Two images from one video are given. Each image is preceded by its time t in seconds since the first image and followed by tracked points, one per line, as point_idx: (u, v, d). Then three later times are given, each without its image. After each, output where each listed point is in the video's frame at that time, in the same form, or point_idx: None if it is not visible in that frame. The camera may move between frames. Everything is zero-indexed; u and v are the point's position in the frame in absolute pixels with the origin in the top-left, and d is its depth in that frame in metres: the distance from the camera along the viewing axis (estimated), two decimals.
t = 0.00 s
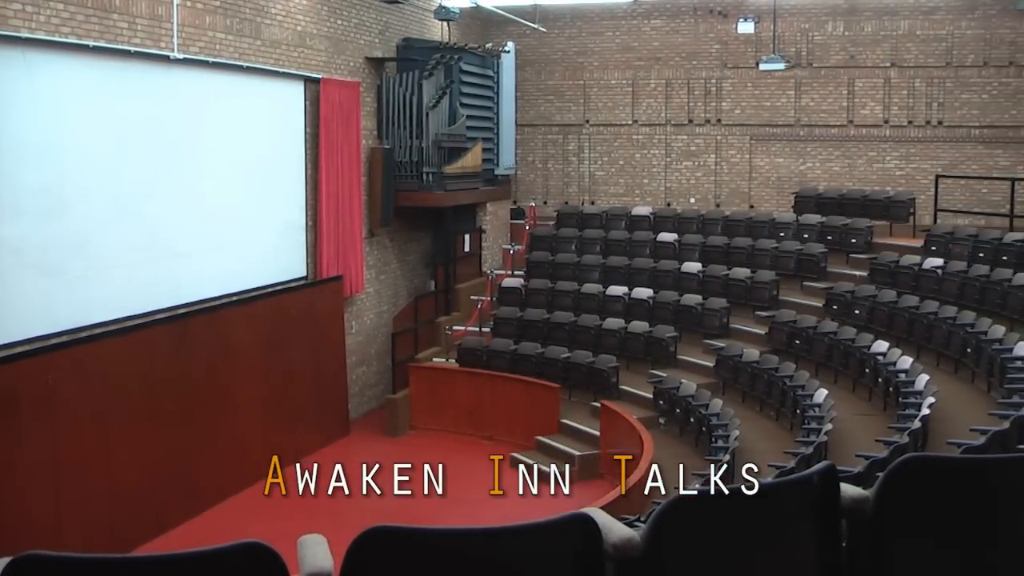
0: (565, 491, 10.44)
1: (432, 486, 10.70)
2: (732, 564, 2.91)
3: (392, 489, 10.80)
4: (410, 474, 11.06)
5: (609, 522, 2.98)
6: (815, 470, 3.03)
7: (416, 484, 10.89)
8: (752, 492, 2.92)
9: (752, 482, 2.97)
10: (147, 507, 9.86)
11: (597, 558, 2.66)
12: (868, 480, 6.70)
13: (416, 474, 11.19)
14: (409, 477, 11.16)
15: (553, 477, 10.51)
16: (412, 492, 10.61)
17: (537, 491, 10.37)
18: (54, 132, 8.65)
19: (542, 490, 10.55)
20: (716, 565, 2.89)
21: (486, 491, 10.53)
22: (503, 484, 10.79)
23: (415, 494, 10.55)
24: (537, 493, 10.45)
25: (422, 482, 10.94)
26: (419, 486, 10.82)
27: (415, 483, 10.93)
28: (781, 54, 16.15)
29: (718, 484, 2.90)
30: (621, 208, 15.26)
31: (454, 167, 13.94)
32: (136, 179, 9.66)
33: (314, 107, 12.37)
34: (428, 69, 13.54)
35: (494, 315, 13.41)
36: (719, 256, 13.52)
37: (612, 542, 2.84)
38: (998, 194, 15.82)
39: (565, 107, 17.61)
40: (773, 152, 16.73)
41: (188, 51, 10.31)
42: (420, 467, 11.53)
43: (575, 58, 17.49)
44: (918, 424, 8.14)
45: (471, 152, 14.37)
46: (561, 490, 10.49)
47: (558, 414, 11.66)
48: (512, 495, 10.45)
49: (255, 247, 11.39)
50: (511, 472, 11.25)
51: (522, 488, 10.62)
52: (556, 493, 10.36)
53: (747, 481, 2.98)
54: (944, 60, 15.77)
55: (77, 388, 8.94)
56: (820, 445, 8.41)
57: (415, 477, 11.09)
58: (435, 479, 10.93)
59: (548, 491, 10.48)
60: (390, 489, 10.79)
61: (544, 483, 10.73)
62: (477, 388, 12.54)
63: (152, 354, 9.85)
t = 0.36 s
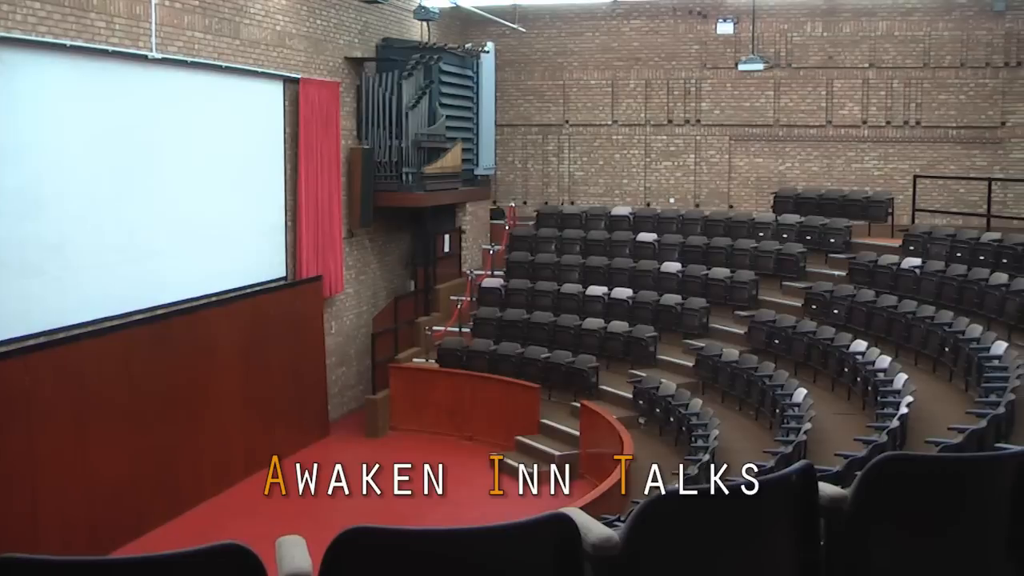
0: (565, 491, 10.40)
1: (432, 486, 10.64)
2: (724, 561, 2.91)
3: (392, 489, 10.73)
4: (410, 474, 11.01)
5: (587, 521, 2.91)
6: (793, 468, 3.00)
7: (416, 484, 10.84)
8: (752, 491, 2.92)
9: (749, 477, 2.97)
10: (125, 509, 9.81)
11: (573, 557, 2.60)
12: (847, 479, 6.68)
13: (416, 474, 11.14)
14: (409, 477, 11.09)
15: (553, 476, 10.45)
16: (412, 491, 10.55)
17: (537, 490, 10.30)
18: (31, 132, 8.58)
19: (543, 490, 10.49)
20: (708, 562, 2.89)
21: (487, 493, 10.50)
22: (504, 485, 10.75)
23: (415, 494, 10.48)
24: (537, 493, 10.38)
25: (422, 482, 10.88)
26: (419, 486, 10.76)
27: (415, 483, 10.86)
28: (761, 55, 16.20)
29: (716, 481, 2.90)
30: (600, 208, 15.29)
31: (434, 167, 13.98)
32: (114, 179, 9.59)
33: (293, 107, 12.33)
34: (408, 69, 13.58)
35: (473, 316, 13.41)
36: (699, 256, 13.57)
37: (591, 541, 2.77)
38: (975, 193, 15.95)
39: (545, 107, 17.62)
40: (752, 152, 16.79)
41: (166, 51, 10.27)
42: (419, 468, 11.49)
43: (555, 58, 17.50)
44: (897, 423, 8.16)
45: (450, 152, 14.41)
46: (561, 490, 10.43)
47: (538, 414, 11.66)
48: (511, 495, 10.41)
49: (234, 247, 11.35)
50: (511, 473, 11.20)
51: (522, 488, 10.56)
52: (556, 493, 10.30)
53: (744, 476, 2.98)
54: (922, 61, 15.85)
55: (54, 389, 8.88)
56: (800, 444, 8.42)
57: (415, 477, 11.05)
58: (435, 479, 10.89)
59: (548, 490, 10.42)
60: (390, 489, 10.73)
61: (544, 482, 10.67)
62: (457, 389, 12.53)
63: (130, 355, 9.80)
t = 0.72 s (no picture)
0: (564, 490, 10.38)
1: (432, 486, 10.65)
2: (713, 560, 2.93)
3: (392, 489, 10.70)
4: (410, 474, 10.99)
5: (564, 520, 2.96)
6: (770, 468, 3.02)
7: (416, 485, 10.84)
8: (752, 491, 2.97)
9: (747, 475, 3.02)
10: (104, 511, 9.76)
11: (552, 557, 2.62)
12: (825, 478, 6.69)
13: (416, 475, 11.13)
14: (408, 477, 11.07)
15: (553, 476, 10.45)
16: (412, 492, 10.53)
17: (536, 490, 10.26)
18: (6, 132, 8.49)
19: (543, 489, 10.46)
20: (699, 562, 2.92)
21: (487, 493, 10.46)
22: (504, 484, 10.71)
23: (415, 494, 10.46)
24: (537, 493, 10.33)
25: (421, 482, 10.87)
26: (419, 486, 10.74)
27: (415, 483, 10.84)
28: (738, 55, 16.26)
29: (716, 481, 2.93)
30: (579, 208, 15.32)
31: (412, 167, 14.01)
32: (89, 179, 9.51)
33: (272, 107, 12.30)
34: (386, 69, 13.59)
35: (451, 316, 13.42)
36: (676, 256, 13.60)
37: (569, 541, 2.81)
38: (951, 194, 16.04)
39: (523, 107, 17.64)
40: (730, 153, 16.85)
41: (142, 50, 10.21)
42: (420, 467, 11.49)
43: (533, 58, 17.50)
44: (874, 422, 8.20)
45: (428, 152, 14.44)
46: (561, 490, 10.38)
47: (516, 414, 11.68)
48: (511, 494, 10.36)
49: (211, 248, 11.31)
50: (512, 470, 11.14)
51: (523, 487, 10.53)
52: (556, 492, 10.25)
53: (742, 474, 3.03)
54: (898, 62, 15.94)
55: (31, 391, 8.81)
56: (779, 442, 8.44)
57: (415, 477, 11.05)
58: (435, 479, 10.88)
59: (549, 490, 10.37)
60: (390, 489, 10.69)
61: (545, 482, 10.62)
62: (436, 389, 12.54)
63: (108, 356, 9.74)
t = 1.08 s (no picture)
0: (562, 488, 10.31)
1: (432, 487, 10.66)
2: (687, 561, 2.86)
3: (392, 489, 10.69)
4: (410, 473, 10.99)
5: (541, 518, 2.93)
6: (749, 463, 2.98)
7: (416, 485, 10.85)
8: (751, 491, 2.94)
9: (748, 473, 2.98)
10: (79, 513, 9.67)
11: (532, 556, 2.57)
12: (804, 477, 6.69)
13: (416, 475, 11.14)
14: (408, 477, 11.09)
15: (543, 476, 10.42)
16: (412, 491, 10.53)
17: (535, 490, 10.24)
18: None
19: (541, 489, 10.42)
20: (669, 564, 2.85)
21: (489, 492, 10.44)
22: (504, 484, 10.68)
23: (415, 494, 10.47)
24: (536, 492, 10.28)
25: (421, 482, 10.89)
26: (419, 486, 10.76)
27: (415, 483, 10.86)
28: (715, 56, 16.32)
29: (717, 480, 2.88)
30: (556, 209, 15.36)
31: (389, 167, 14.02)
32: (66, 180, 9.43)
33: (248, 106, 12.24)
34: (363, 69, 13.60)
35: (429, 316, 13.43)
36: (654, 256, 13.65)
37: (545, 541, 2.77)
38: (927, 194, 16.14)
39: (501, 107, 17.64)
40: (707, 153, 16.91)
41: (118, 50, 10.15)
42: (420, 467, 11.51)
43: (511, 58, 17.51)
44: (851, 422, 8.22)
45: (406, 152, 14.46)
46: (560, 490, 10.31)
47: (494, 415, 11.69)
48: (512, 495, 10.31)
49: (187, 248, 11.25)
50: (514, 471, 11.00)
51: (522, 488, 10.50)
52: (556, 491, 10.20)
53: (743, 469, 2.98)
54: (874, 62, 16.02)
55: (7, 393, 8.72)
56: (756, 442, 8.44)
57: (415, 477, 11.08)
58: (435, 479, 10.89)
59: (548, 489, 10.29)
60: (390, 489, 10.68)
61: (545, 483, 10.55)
62: (413, 388, 12.53)
63: (83, 357, 9.66)
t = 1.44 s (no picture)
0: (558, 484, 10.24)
1: (433, 486, 10.68)
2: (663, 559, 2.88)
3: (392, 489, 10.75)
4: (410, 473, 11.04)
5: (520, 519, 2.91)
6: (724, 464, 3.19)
7: (415, 485, 10.88)
8: (750, 491, 3.14)
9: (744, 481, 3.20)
10: (57, 515, 9.61)
11: (509, 555, 2.58)
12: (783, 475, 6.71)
13: (415, 475, 11.21)
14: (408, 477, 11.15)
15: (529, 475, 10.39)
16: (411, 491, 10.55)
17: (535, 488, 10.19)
18: None
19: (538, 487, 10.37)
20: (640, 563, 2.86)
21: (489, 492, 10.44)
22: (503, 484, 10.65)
23: (415, 493, 10.50)
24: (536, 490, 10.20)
25: (422, 482, 10.96)
26: (419, 486, 10.82)
27: (415, 483, 10.94)
28: (694, 56, 16.36)
29: (716, 480, 3.00)
30: (535, 209, 15.38)
31: (367, 167, 14.02)
32: (42, 180, 9.33)
33: (226, 107, 12.21)
34: (341, 69, 13.58)
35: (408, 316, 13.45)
36: (632, 256, 13.68)
37: (522, 541, 2.75)
38: (904, 193, 16.24)
39: (479, 107, 17.64)
40: (686, 153, 16.96)
41: (94, 49, 10.08)
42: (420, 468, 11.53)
43: (489, 58, 17.51)
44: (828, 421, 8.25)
45: (384, 152, 14.48)
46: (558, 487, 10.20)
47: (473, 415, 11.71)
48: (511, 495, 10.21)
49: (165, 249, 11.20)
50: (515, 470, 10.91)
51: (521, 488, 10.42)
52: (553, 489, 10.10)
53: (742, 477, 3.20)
54: (851, 63, 16.10)
55: None
56: (734, 442, 8.45)
57: (415, 477, 11.12)
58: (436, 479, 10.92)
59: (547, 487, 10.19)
60: (391, 489, 10.72)
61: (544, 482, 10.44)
62: (391, 387, 12.55)
63: (60, 358, 9.59)
